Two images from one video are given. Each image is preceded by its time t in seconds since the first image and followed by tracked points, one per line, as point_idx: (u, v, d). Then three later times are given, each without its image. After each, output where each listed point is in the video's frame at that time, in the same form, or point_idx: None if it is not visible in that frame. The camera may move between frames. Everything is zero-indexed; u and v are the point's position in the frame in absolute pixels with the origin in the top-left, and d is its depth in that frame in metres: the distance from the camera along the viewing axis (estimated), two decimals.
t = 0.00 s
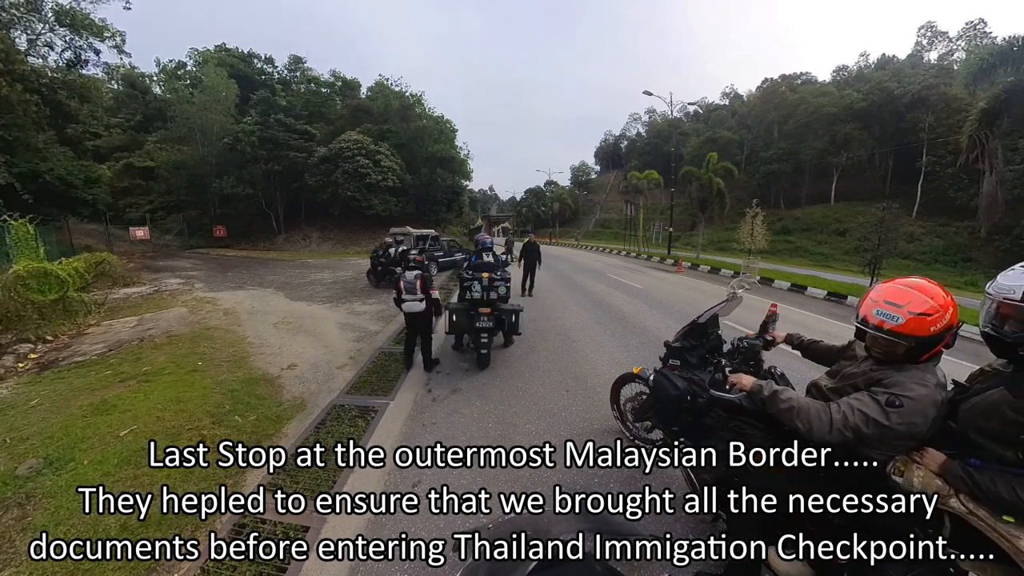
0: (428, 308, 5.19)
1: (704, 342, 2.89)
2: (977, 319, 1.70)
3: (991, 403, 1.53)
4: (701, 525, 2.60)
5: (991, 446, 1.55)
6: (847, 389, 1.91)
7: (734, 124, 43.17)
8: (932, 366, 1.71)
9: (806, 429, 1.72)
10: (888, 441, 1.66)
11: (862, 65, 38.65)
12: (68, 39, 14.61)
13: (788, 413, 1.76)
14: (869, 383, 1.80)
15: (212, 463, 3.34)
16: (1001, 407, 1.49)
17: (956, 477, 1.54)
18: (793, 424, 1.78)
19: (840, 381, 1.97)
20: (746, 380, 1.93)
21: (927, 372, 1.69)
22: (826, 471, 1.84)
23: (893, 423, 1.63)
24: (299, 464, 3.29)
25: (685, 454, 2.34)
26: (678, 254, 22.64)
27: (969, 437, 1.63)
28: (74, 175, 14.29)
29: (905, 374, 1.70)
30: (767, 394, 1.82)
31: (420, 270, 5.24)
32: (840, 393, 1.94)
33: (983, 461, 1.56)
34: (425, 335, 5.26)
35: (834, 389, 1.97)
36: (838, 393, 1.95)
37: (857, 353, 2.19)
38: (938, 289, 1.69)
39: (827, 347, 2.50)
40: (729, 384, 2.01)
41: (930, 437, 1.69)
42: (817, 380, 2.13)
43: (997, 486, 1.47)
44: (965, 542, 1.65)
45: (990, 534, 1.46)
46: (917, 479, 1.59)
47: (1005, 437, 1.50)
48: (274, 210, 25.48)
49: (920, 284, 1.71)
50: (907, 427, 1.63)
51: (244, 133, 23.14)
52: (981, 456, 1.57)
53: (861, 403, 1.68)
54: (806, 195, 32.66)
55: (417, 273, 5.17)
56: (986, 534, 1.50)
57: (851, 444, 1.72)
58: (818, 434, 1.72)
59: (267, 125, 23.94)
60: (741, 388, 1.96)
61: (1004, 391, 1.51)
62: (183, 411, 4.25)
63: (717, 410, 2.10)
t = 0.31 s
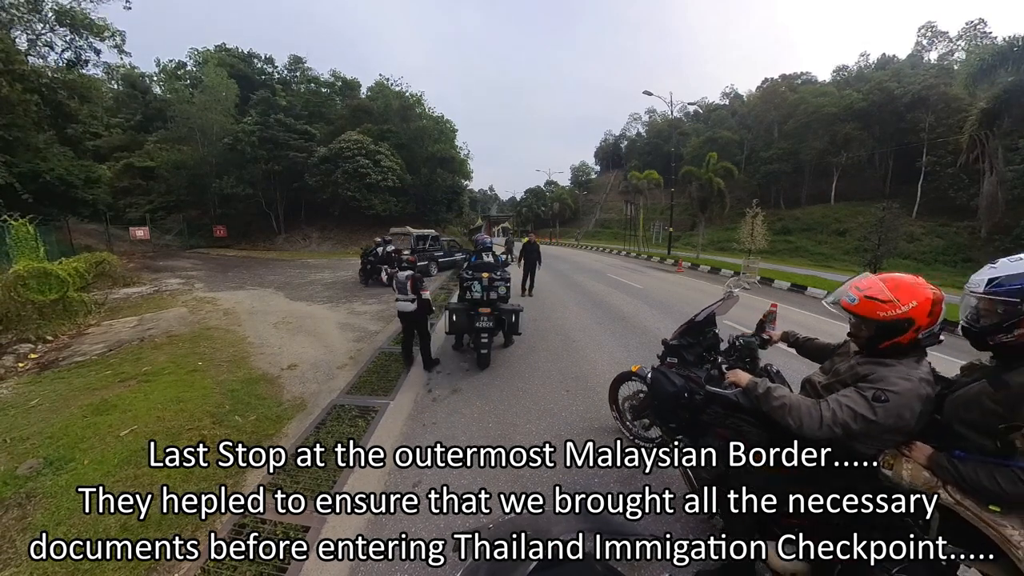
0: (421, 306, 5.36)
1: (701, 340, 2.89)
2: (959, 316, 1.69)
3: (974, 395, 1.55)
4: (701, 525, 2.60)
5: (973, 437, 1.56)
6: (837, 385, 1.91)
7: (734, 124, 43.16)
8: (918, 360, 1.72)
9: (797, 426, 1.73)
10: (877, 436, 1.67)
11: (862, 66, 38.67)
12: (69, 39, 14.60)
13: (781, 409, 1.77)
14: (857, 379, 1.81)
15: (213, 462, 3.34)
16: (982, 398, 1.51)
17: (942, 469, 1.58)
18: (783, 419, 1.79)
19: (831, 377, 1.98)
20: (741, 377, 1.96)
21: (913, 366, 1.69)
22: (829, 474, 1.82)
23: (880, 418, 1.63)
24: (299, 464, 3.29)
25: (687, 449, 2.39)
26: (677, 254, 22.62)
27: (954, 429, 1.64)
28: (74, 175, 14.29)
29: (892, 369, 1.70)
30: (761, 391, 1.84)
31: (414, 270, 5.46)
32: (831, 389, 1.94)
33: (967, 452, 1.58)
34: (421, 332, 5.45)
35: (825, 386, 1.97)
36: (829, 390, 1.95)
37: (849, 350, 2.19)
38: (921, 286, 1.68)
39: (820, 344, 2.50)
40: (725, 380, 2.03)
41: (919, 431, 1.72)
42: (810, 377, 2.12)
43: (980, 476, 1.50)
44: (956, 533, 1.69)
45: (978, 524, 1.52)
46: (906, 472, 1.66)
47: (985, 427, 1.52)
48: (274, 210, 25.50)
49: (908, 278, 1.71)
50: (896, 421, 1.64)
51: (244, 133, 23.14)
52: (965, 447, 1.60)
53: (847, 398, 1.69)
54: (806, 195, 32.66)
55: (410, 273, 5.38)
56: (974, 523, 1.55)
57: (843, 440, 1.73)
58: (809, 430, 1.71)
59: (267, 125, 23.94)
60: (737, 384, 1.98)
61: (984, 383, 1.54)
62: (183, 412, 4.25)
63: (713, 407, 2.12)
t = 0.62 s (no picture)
0: (416, 306, 5.41)
1: (704, 341, 2.89)
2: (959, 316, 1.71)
3: (973, 393, 1.55)
4: (701, 525, 2.60)
5: (973, 436, 1.57)
6: (838, 385, 1.91)
7: (734, 124, 43.14)
8: (918, 359, 1.72)
9: (801, 428, 1.71)
10: (879, 434, 1.67)
11: (863, 66, 38.66)
12: (69, 39, 14.57)
13: (784, 411, 1.75)
14: (858, 378, 1.81)
15: (213, 462, 3.34)
16: (981, 397, 1.52)
17: (946, 471, 1.59)
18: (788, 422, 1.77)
19: (832, 378, 1.98)
20: (745, 378, 1.90)
21: (913, 364, 1.69)
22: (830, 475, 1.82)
23: (883, 417, 1.63)
24: (299, 464, 3.29)
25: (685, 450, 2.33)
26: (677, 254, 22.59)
27: (956, 430, 1.64)
28: (74, 175, 14.27)
29: (892, 368, 1.70)
30: (765, 393, 1.81)
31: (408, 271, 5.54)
32: (833, 389, 1.93)
33: (969, 452, 1.59)
34: (417, 332, 5.48)
35: (827, 386, 1.97)
36: (831, 390, 1.95)
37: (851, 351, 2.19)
38: (916, 282, 1.71)
39: (821, 346, 2.50)
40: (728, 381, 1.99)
41: (922, 431, 1.72)
42: (812, 378, 2.11)
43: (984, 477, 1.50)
44: (959, 535, 1.66)
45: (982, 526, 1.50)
46: (911, 474, 1.67)
47: (984, 426, 1.52)
48: (274, 210, 25.50)
49: (905, 275, 1.76)
50: (899, 422, 1.63)
51: (244, 133, 23.13)
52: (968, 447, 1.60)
53: (849, 399, 1.68)
54: (806, 195, 32.65)
55: (405, 274, 5.46)
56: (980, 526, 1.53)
57: (846, 441, 1.73)
58: (813, 433, 1.70)
59: (267, 125, 23.92)
60: (740, 386, 1.93)
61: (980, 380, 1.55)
62: (183, 411, 4.25)
63: (716, 408, 2.06)
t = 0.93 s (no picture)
0: (415, 305, 5.42)
1: (709, 344, 2.89)
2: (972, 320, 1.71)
3: (989, 400, 1.59)
4: (701, 525, 2.59)
5: (991, 444, 1.59)
6: (847, 391, 1.89)
7: (734, 124, 43.13)
8: (927, 365, 1.71)
9: (809, 434, 1.70)
10: (889, 441, 1.66)
11: (863, 66, 38.62)
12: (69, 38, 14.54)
13: (793, 417, 1.73)
14: (867, 383, 1.79)
15: (212, 462, 3.34)
16: (1000, 403, 1.55)
17: (961, 479, 1.57)
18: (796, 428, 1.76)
19: (841, 383, 1.96)
20: (751, 383, 1.90)
21: (925, 370, 1.68)
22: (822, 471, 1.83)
23: (894, 425, 1.62)
24: (299, 464, 3.29)
25: (689, 454, 2.34)
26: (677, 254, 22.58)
27: (972, 437, 1.66)
28: (74, 174, 14.26)
29: (904, 373, 1.69)
30: (772, 398, 1.81)
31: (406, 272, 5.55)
32: (841, 395, 1.92)
33: (985, 461, 1.60)
34: (417, 331, 5.48)
35: (835, 392, 1.95)
36: (839, 396, 1.93)
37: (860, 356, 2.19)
38: (929, 286, 1.71)
39: (828, 350, 2.50)
40: (734, 386, 1.98)
41: (933, 438, 1.70)
42: (821, 383, 2.11)
43: (1000, 485, 1.50)
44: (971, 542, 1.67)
45: (997, 537, 1.48)
46: (925, 483, 1.64)
47: (1003, 433, 1.55)
48: (274, 210, 25.51)
49: (918, 278, 1.76)
50: (911, 429, 1.62)
51: (244, 132, 23.12)
52: (982, 456, 1.61)
53: (861, 406, 1.66)
54: (806, 195, 32.63)
55: (402, 274, 5.48)
56: (994, 537, 1.52)
57: (856, 447, 1.72)
58: (822, 439, 1.68)
59: (267, 125, 23.91)
60: (746, 391, 1.93)
61: (997, 388, 1.59)
62: (183, 411, 4.25)
63: (721, 412, 2.07)
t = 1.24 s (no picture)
0: (415, 304, 5.44)
1: (711, 346, 2.86)
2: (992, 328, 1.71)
3: (1011, 408, 1.51)
4: (700, 525, 2.60)
5: (1009, 454, 1.52)
6: (855, 396, 1.88)
7: (735, 124, 43.12)
8: (940, 371, 1.70)
9: (817, 438, 1.71)
10: (898, 447, 1.64)
11: (864, 66, 38.58)
12: (68, 36, 14.49)
13: (799, 420, 1.75)
14: (877, 388, 1.78)
15: (213, 462, 3.34)
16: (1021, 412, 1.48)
17: (973, 490, 1.52)
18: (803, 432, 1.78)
19: (849, 387, 1.95)
20: (756, 386, 1.93)
21: (937, 376, 1.67)
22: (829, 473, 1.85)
23: (904, 431, 1.60)
24: (299, 464, 3.29)
25: (694, 458, 2.35)
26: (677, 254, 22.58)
27: (988, 445, 1.60)
28: (74, 173, 14.22)
29: (915, 377, 1.68)
30: (778, 401, 1.82)
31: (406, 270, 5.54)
32: (850, 399, 1.91)
33: (1001, 470, 1.54)
34: (416, 330, 5.51)
35: (843, 396, 1.94)
36: (848, 400, 1.92)
37: (871, 360, 2.18)
38: (945, 290, 1.70)
39: (832, 352, 2.49)
40: (738, 389, 2.01)
41: (944, 443, 1.63)
42: (828, 386, 2.11)
43: (1017, 496, 1.46)
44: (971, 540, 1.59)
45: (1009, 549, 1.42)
46: (935, 490, 1.56)
47: (1019, 442, 1.48)
48: (274, 209, 25.51)
49: (934, 282, 1.75)
50: (920, 435, 1.61)
51: (244, 131, 23.11)
52: (999, 465, 1.56)
53: (870, 411, 1.66)
54: (806, 196, 32.62)
55: (402, 273, 5.48)
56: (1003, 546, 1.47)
57: (864, 453, 1.71)
58: (831, 444, 1.69)
59: (267, 123, 23.91)
60: (751, 394, 1.95)
61: (1019, 396, 1.51)
62: (182, 410, 4.25)
63: (724, 414, 2.09)
